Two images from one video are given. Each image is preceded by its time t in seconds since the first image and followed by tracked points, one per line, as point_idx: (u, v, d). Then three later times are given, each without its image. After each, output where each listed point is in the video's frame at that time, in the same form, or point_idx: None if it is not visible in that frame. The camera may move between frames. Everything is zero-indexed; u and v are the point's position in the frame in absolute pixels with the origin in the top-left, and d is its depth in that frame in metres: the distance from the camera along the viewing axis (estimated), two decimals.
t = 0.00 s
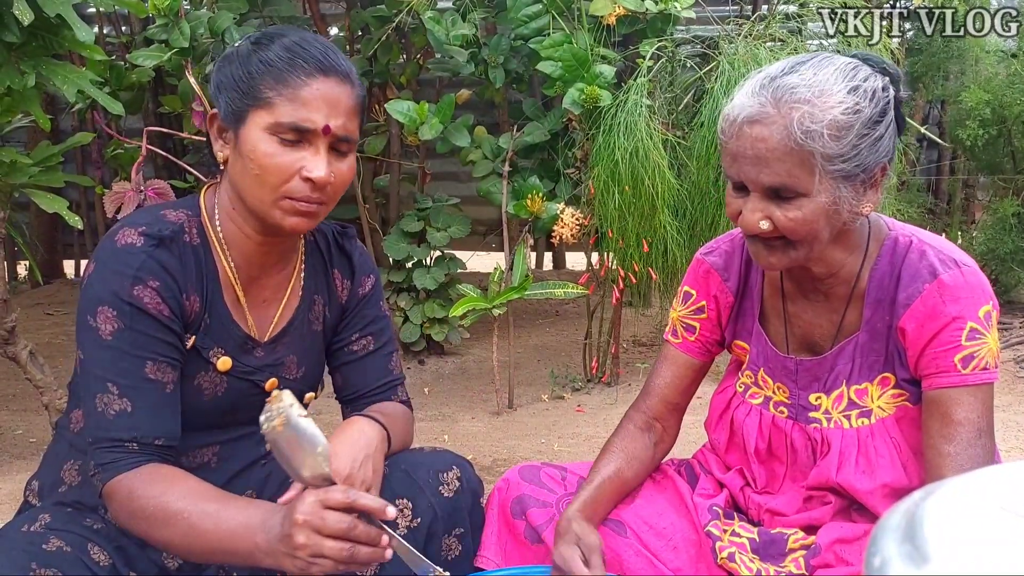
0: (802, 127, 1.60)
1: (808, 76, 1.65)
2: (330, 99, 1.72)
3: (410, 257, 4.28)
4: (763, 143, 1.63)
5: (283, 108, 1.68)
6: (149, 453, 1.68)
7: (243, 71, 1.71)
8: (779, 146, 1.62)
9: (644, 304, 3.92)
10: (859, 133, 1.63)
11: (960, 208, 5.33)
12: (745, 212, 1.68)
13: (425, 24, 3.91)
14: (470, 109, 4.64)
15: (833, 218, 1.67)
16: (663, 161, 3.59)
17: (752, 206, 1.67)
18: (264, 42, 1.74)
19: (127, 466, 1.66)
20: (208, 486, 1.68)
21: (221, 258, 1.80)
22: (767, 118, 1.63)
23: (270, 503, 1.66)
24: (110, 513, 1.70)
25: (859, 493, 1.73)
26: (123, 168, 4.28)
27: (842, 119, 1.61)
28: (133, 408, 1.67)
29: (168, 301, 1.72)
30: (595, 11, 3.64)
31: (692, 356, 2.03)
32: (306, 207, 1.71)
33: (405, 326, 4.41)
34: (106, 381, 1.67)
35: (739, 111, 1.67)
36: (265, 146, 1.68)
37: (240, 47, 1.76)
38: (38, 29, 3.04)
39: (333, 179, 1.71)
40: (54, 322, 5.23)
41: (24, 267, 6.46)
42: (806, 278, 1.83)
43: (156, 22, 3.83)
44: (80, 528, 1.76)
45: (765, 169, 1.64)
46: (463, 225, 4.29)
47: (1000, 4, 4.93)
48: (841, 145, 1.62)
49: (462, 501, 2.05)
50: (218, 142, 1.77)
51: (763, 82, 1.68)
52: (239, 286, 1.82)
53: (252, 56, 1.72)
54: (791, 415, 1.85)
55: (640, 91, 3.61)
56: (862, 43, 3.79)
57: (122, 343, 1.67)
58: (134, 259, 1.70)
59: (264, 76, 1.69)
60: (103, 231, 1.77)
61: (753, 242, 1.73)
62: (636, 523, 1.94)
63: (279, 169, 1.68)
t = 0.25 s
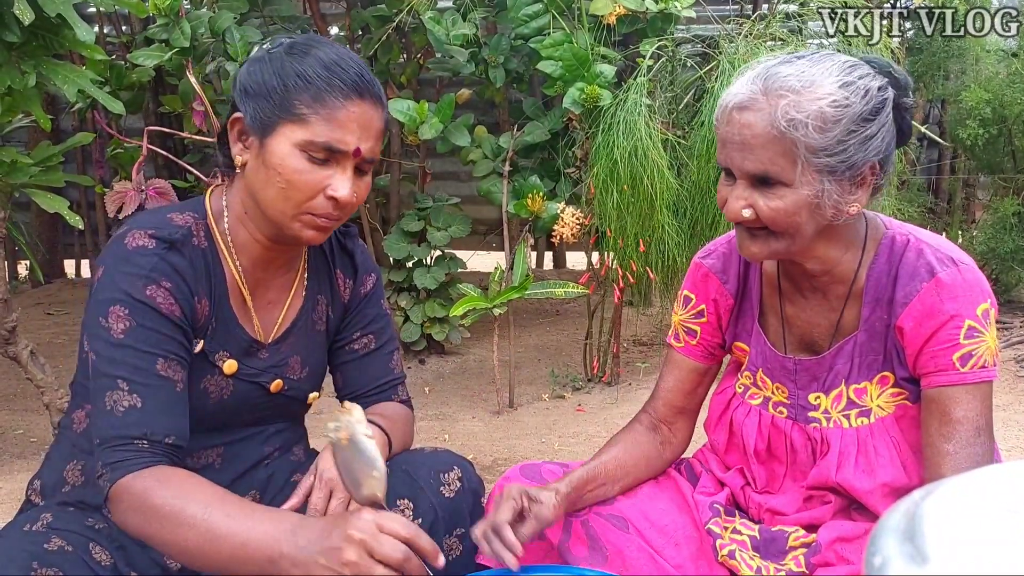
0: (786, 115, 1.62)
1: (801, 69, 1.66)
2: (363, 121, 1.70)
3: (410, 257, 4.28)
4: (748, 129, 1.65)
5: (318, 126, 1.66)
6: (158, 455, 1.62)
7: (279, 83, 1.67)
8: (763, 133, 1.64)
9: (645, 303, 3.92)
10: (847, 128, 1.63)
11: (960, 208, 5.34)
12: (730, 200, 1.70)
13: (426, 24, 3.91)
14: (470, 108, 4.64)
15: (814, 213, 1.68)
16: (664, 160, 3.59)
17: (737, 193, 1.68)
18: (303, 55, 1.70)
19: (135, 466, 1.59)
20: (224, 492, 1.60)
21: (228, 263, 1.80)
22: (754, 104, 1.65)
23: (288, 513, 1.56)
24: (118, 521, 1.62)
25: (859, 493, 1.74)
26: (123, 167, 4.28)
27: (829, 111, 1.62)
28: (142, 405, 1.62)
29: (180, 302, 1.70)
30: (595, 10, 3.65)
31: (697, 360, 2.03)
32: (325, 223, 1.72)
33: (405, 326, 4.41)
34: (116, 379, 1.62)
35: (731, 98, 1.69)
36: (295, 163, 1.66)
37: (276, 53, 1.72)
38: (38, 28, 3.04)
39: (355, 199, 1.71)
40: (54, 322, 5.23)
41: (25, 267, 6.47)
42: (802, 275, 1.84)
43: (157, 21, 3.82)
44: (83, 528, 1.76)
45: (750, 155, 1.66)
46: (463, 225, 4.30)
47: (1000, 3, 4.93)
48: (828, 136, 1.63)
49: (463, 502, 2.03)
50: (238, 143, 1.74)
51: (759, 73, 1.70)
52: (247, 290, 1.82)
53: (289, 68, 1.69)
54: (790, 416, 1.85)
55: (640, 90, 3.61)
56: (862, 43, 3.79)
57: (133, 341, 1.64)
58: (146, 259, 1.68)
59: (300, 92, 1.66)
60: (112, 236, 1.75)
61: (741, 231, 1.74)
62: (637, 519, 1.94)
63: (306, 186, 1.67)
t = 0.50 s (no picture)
0: (773, 130, 1.62)
1: (788, 79, 1.66)
2: (379, 129, 1.70)
3: (410, 256, 4.28)
4: (737, 146, 1.66)
5: (335, 134, 1.65)
6: (191, 453, 1.57)
7: (296, 89, 1.66)
8: (751, 150, 1.64)
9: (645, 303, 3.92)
10: (836, 135, 1.63)
11: (960, 208, 5.34)
12: (727, 211, 1.71)
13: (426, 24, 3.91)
14: (470, 108, 4.64)
15: (810, 220, 1.68)
16: (663, 160, 3.59)
17: (733, 205, 1.70)
18: (321, 61, 1.69)
19: (172, 463, 1.54)
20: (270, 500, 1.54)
21: (237, 266, 1.79)
22: (741, 120, 1.65)
23: (340, 526, 1.50)
24: (157, 525, 1.56)
25: (858, 493, 1.73)
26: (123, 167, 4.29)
27: (817, 121, 1.61)
28: (172, 402, 1.58)
29: (197, 304, 1.69)
30: (595, 10, 3.65)
31: (699, 360, 2.04)
32: (335, 229, 1.72)
33: (405, 326, 4.42)
34: (142, 378, 1.58)
35: (719, 113, 1.69)
36: (311, 169, 1.65)
37: (293, 58, 1.70)
38: (38, 28, 3.04)
39: (368, 207, 1.71)
40: (55, 322, 5.23)
41: (25, 266, 6.47)
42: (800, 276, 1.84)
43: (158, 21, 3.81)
44: (84, 528, 1.76)
45: (741, 169, 1.67)
46: (463, 225, 4.30)
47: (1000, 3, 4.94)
48: (816, 148, 1.62)
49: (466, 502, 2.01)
50: (250, 147, 1.73)
51: (746, 84, 1.69)
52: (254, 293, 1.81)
53: (307, 74, 1.67)
54: (789, 415, 1.86)
55: (641, 90, 3.61)
56: (862, 43, 3.79)
57: (155, 341, 1.61)
58: (161, 262, 1.66)
59: (319, 99, 1.65)
60: (115, 242, 1.71)
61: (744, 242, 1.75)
62: (637, 519, 1.94)
63: (321, 193, 1.66)
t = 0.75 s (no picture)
0: (785, 141, 1.59)
1: (788, 87, 1.64)
2: (387, 133, 1.69)
3: (410, 256, 4.28)
4: (748, 159, 1.62)
5: (345, 137, 1.64)
6: (254, 448, 1.58)
7: (305, 93, 1.65)
8: (764, 162, 1.61)
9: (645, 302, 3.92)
10: (843, 141, 1.62)
11: (961, 206, 5.33)
12: (737, 223, 1.68)
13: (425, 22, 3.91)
14: (470, 107, 4.63)
15: (823, 224, 1.67)
16: (664, 159, 3.58)
17: (744, 217, 1.66)
18: (328, 64, 1.68)
19: (236, 459, 1.55)
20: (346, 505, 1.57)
21: (247, 269, 1.77)
22: (749, 134, 1.62)
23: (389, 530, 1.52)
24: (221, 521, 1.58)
25: (858, 493, 1.73)
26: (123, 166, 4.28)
27: (825, 129, 1.60)
28: (224, 398, 1.58)
29: (221, 305, 1.68)
30: (595, 9, 3.64)
31: (699, 360, 2.03)
32: (345, 232, 1.72)
33: (405, 325, 4.41)
34: (187, 380, 1.58)
35: (723, 126, 1.65)
36: (322, 174, 1.65)
37: (300, 61, 1.69)
38: (37, 27, 3.04)
39: (378, 209, 1.71)
40: (55, 321, 5.23)
41: (25, 265, 6.47)
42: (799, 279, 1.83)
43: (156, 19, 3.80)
44: (84, 527, 1.75)
45: (753, 184, 1.63)
46: (463, 224, 4.29)
47: (1000, 2, 4.93)
48: (827, 155, 1.61)
49: (465, 504, 2.01)
50: (258, 152, 1.71)
51: (744, 94, 1.67)
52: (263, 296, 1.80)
53: (315, 77, 1.66)
54: (789, 417, 1.85)
55: (641, 89, 3.60)
56: (862, 42, 3.78)
57: (192, 342, 1.60)
58: (181, 267, 1.65)
59: (327, 102, 1.64)
60: (124, 251, 1.68)
61: (749, 252, 1.72)
62: (635, 520, 1.94)
63: (331, 197, 1.66)
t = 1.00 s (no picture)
0: (793, 146, 1.59)
1: (794, 91, 1.63)
2: (397, 133, 1.69)
3: (410, 256, 4.27)
4: (755, 163, 1.62)
5: (355, 139, 1.64)
6: (261, 452, 1.59)
7: (314, 96, 1.65)
8: (772, 166, 1.61)
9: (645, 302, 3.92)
10: (850, 144, 1.62)
11: (962, 206, 5.33)
12: (744, 227, 1.67)
13: (426, 22, 3.91)
14: (471, 107, 4.63)
15: (829, 227, 1.67)
16: (665, 160, 3.58)
17: (750, 221, 1.66)
18: (336, 67, 1.68)
19: (243, 465, 1.56)
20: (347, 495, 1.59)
21: (255, 274, 1.77)
22: (757, 138, 1.61)
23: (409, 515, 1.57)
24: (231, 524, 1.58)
25: (859, 494, 1.73)
26: (123, 166, 4.28)
27: (833, 134, 1.60)
28: (230, 403, 1.58)
29: (229, 307, 1.68)
30: (595, 9, 3.64)
31: (699, 360, 2.03)
32: (354, 234, 1.72)
33: (406, 325, 4.41)
34: (194, 383, 1.58)
35: (728, 131, 1.65)
36: (332, 177, 1.65)
37: (307, 64, 1.69)
38: (37, 27, 3.04)
39: (388, 210, 1.71)
40: (56, 321, 5.23)
41: (26, 265, 6.48)
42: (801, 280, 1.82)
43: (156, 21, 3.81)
44: (86, 527, 1.75)
45: (760, 187, 1.63)
46: (463, 224, 4.30)
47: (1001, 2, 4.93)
48: (834, 159, 1.61)
49: (465, 504, 2.01)
50: (266, 156, 1.71)
51: (749, 99, 1.66)
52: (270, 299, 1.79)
53: (324, 80, 1.66)
54: (789, 417, 1.85)
55: (641, 89, 3.60)
56: (862, 42, 3.78)
57: (199, 345, 1.60)
58: (190, 270, 1.65)
59: (337, 104, 1.64)
60: (133, 253, 1.68)
61: (752, 255, 1.72)
62: (635, 520, 1.94)
63: (341, 199, 1.66)
